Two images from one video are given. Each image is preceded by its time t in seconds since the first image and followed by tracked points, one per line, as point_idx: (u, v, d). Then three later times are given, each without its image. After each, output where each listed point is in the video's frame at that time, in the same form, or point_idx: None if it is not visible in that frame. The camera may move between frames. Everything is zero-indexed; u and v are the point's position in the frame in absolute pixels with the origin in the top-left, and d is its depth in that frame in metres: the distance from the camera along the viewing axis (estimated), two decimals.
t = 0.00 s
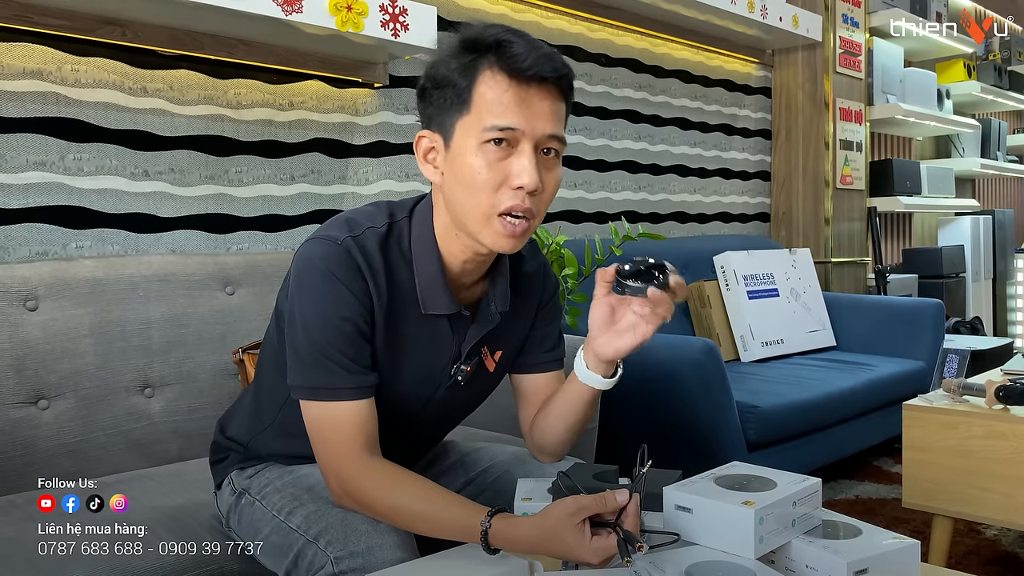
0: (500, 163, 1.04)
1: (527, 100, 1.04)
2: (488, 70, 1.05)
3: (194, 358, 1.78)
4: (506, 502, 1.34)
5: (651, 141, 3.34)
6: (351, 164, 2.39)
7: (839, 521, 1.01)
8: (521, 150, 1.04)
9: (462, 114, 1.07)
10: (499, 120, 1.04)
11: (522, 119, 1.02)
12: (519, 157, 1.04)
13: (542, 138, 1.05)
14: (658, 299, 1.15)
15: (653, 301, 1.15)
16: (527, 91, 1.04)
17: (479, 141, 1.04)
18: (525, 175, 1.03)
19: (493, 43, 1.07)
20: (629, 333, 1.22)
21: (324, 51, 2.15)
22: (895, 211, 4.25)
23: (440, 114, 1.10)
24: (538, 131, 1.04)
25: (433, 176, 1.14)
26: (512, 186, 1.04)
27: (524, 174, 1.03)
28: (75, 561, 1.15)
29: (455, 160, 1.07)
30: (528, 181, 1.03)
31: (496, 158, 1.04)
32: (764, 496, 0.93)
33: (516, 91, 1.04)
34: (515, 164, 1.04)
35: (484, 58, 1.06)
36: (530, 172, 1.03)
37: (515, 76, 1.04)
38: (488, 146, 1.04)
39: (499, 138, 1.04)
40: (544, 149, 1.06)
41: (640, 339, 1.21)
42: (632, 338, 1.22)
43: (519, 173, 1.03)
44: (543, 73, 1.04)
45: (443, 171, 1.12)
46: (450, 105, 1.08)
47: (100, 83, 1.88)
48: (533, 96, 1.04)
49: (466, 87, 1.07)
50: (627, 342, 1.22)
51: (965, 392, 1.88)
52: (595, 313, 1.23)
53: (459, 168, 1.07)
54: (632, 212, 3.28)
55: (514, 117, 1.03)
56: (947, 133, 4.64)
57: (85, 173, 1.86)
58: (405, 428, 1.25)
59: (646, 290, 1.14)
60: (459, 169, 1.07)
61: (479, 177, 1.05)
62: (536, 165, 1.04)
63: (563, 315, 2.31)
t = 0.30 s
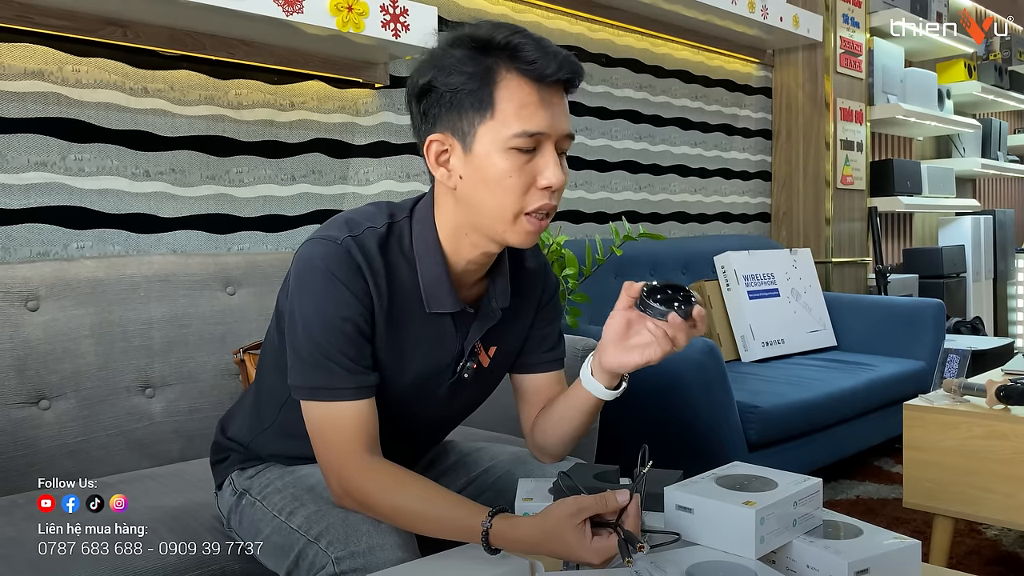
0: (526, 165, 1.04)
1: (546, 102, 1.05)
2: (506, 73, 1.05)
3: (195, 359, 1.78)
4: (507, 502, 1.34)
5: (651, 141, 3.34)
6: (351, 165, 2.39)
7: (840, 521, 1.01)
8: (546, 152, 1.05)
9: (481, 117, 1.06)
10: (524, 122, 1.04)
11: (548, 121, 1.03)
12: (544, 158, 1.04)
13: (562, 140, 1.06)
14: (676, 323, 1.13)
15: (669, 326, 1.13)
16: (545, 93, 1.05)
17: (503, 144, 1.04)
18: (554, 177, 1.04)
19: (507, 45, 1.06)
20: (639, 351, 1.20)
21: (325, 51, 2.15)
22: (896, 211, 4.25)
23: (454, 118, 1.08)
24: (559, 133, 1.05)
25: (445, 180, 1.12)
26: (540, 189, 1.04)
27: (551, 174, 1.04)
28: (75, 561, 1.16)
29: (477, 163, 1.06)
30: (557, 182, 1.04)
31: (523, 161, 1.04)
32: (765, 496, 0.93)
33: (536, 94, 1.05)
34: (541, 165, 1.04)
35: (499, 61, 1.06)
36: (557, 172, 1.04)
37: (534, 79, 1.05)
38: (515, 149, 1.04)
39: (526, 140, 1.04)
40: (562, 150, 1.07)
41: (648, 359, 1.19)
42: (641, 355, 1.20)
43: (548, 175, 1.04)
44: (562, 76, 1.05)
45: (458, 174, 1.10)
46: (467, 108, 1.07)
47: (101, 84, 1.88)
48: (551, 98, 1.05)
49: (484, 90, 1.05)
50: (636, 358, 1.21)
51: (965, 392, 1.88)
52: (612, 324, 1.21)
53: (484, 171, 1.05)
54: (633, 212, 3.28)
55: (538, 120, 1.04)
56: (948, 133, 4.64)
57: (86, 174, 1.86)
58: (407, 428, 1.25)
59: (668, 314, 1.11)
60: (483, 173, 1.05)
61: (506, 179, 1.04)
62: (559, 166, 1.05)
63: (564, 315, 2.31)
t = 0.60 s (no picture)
0: (540, 173, 1.04)
1: (562, 111, 1.05)
2: (524, 81, 1.05)
3: (195, 359, 1.78)
4: (507, 503, 1.34)
5: (651, 140, 3.34)
6: (352, 165, 2.39)
7: (840, 521, 1.01)
8: (560, 161, 1.05)
9: (498, 124, 1.05)
10: (541, 131, 1.04)
11: (564, 131, 1.03)
12: (558, 167, 1.05)
13: (575, 148, 1.07)
14: (672, 321, 1.16)
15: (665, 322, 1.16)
16: (562, 103, 1.05)
17: (519, 152, 1.04)
18: (567, 186, 1.04)
19: (523, 53, 1.06)
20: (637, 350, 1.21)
21: (325, 51, 2.15)
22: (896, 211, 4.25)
23: (469, 122, 1.07)
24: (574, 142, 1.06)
25: (455, 184, 1.11)
26: (553, 197, 1.05)
27: (565, 184, 1.04)
28: (76, 561, 1.16)
29: (492, 170, 1.06)
30: (570, 192, 1.04)
31: (538, 169, 1.04)
32: (766, 496, 0.93)
33: (554, 103, 1.05)
34: (554, 174, 1.04)
35: (516, 68, 1.06)
36: (570, 182, 1.05)
37: (551, 88, 1.05)
38: (531, 157, 1.04)
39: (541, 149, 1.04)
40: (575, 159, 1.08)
41: (646, 358, 1.20)
42: (638, 355, 1.21)
43: (561, 184, 1.04)
44: (578, 86, 1.06)
45: (470, 179, 1.09)
46: (483, 113, 1.06)
47: (102, 84, 1.88)
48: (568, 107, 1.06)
49: (501, 96, 1.05)
50: (632, 358, 1.22)
51: (966, 392, 1.88)
52: (608, 322, 1.23)
53: (498, 178, 1.05)
54: (633, 212, 3.28)
55: (554, 128, 1.04)
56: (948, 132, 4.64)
57: (86, 173, 1.86)
58: (408, 427, 1.25)
59: (664, 311, 1.14)
60: (497, 179, 1.05)
61: (520, 188, 1.04)
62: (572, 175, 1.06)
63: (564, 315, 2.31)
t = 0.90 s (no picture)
0: (522, 173, 1.04)
1: (550, 110, 1.03)
2: (510, 79, 1.04)
3: (195, 358, 1.78)
4: (508, 502, 1.34)
5: (651, 140, 3.34)
6: (352, 165, 2.39)
7: (842, 521, 1.00)
8: (544, 161, 1.03)
9: (482, 122, 1.05)
10: (522, 131, 1.02)
11: (547, 131, 1.01)
12: (542, 168, 1.03)
13: (564, 149, 1.04)
14: (669, 316, 1.15)
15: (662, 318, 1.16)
16: (549, 102, 1.03)
17: (502, 152, 1.03)
18: (549, 186, 1.03)
19: (513, 51, 1.05)
20: (637, 348, 1.22)
21: (326, 51, 2.15)
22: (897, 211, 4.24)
23: (457, 120, 1.08)
24: (560, 142, 1.04)
25: (446, 182, 1.12)
26: (535, 197, 1.04)
27: (548, 185, 1.03)
28: (76, 561, 1.16)
29: (475, 169, 1.06)
30: (552, 192, 1.03)
31: (519, 169, 1.03)
32: (767, 496, 0.93)
33: (539, 102, 1.03)
34: (537, 175, 1.03)
35: (505, 66, 1.05)
36: (554, 183, 1.03)
37: (537, 87, 1.03)
38: (512, 156, 1.03)
39: (523, 148, 1.03)
40: (564, 159, 1.06)
41: (647, 355, 1.20)
42: (638, 353, 1.22)
43: (543, 184, 1.03)
44: (566, 85, 1.04)
45: (458, 177, 1.10)
46: (469, 111, 1.06)
47: (102, 83, 1.88)
48: (555, 106, 1.04)
49: (487, 95, 1.05)
50: (633, 356, 1.22)
51: (967, 392, 1.88)
52: (607, 321, 1.24)
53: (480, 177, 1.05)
54: (634, 212, 3.28)
55: (537, 127, 1.02)
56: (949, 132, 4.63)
57: (87, 173, 1.86)
58: (409, 428, 1.25)
59: (661, 307, 1.12)
60: (479, 177, 1.05)
61: (501, 188, 1.04)
62: (558, 176, 1.04)
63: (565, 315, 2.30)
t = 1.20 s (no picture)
0: (503, 174, 1.03)
1: (535, 112, 1.03)
2: (499, 79, 1.04)
3: (197, 358, 1.78)
4: (509, 503, 1.34)
5: (652, 141, 3.34)
6: (354, 165, 2.40)
7: (843, 521, 1.00)
8: (526, 163, 1.03)
9: (470, 121, 1.06)
10: (504, 131, 1.02)
11: (528, 131, 1.01)
12: (523, 169, 1.03)
13: (548, 152, 1.03)
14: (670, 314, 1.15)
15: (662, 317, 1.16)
16: (537, 104, 1.03)
17: (484, 150, 1.04)
18: (528, 190, 1.02)
19: (508, 52, 1.06)
20: (637, 344, 1.22)
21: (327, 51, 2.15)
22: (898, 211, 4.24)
23: (450, 119, 1.09)
24: (544, 145, 1.03)
25: (438, 180, 1.14)
26: (513, 200, 1.03)
27: (527, 187, 1.02)
28: (77, 560, 1.16)
29: (460, 166, 1.07)
30: (530, 196, 1.02)
31: (500, 170, 1.03)
32: (769, 496, 0.93)
33: (525, 103, 1.03)
34: (516, 176, 1.03)
35: (497, 66, 1.06)
36: (532, 186, 1.02)
37: (524, 88, 1.03)
38: (493, 156, 1.03)
39: (505, 149, 1.03)
40: (550, 163, 1.05)
41: (649, 351, 1.21)
42: (639, 348, 1.22)
43: (522, 187, 1.02)
44: (554, 88, 1.03)
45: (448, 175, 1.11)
46: (460, 110, 1.08)
47: (104, 83, 1.88)
48: (542, 109, 1.03)
49: (477, 95, 1.06)
50: (634, 352, 1.22)
51: (969, 392, 1.88)
52: (606, 319, 1.23)
53: (464, 176, 1.06)
54: (635, 212, 3.28)
55: (520, 128, 1.02)
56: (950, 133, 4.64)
57: (89, 173, 1.86)
58: (408, 430, 1.25)
59: (663, 303, 1.12)
60: (464, 177, 1.06)
61: (481, 186, 1.04)
62: (539, 179, 1.03)
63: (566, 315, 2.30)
